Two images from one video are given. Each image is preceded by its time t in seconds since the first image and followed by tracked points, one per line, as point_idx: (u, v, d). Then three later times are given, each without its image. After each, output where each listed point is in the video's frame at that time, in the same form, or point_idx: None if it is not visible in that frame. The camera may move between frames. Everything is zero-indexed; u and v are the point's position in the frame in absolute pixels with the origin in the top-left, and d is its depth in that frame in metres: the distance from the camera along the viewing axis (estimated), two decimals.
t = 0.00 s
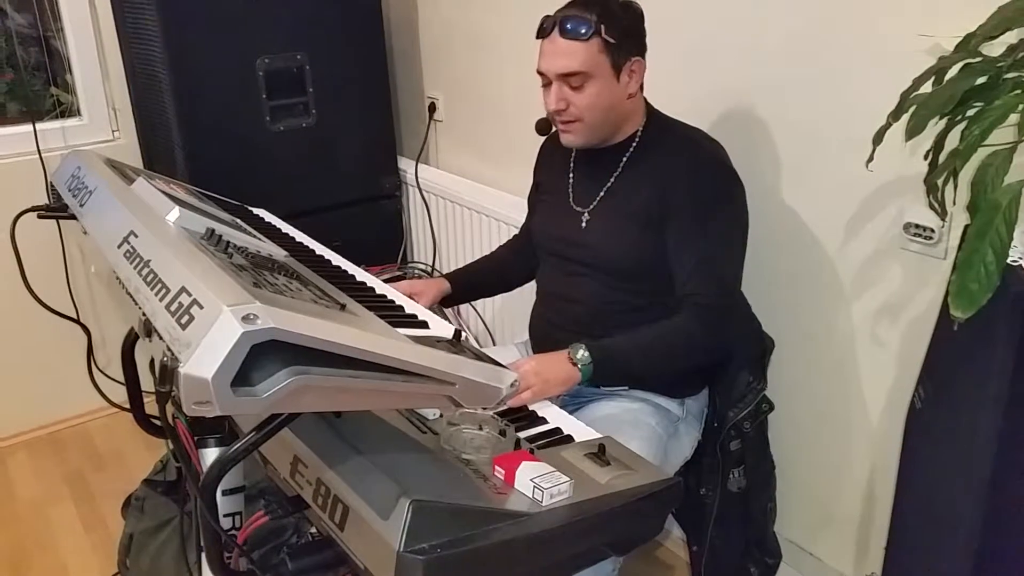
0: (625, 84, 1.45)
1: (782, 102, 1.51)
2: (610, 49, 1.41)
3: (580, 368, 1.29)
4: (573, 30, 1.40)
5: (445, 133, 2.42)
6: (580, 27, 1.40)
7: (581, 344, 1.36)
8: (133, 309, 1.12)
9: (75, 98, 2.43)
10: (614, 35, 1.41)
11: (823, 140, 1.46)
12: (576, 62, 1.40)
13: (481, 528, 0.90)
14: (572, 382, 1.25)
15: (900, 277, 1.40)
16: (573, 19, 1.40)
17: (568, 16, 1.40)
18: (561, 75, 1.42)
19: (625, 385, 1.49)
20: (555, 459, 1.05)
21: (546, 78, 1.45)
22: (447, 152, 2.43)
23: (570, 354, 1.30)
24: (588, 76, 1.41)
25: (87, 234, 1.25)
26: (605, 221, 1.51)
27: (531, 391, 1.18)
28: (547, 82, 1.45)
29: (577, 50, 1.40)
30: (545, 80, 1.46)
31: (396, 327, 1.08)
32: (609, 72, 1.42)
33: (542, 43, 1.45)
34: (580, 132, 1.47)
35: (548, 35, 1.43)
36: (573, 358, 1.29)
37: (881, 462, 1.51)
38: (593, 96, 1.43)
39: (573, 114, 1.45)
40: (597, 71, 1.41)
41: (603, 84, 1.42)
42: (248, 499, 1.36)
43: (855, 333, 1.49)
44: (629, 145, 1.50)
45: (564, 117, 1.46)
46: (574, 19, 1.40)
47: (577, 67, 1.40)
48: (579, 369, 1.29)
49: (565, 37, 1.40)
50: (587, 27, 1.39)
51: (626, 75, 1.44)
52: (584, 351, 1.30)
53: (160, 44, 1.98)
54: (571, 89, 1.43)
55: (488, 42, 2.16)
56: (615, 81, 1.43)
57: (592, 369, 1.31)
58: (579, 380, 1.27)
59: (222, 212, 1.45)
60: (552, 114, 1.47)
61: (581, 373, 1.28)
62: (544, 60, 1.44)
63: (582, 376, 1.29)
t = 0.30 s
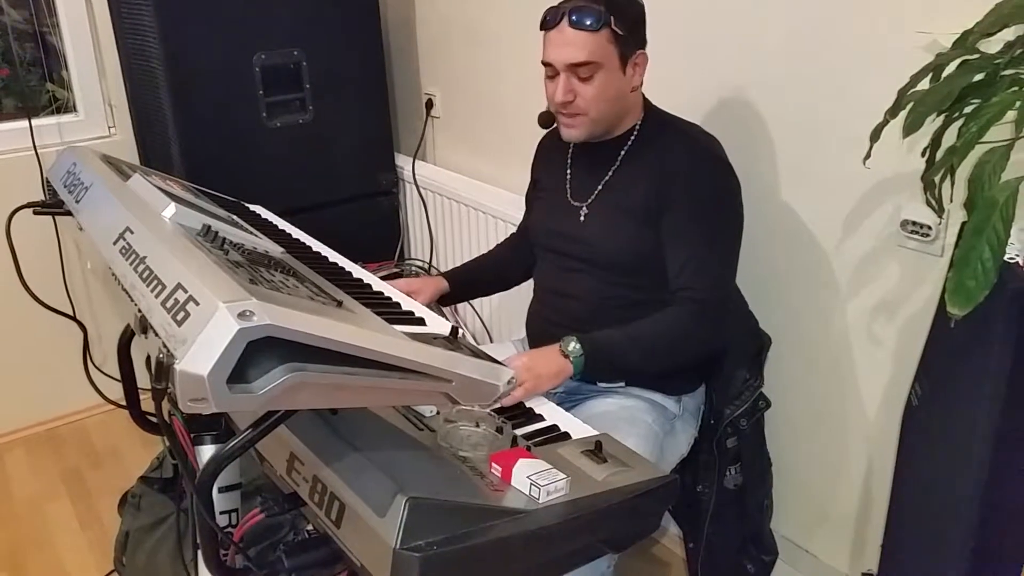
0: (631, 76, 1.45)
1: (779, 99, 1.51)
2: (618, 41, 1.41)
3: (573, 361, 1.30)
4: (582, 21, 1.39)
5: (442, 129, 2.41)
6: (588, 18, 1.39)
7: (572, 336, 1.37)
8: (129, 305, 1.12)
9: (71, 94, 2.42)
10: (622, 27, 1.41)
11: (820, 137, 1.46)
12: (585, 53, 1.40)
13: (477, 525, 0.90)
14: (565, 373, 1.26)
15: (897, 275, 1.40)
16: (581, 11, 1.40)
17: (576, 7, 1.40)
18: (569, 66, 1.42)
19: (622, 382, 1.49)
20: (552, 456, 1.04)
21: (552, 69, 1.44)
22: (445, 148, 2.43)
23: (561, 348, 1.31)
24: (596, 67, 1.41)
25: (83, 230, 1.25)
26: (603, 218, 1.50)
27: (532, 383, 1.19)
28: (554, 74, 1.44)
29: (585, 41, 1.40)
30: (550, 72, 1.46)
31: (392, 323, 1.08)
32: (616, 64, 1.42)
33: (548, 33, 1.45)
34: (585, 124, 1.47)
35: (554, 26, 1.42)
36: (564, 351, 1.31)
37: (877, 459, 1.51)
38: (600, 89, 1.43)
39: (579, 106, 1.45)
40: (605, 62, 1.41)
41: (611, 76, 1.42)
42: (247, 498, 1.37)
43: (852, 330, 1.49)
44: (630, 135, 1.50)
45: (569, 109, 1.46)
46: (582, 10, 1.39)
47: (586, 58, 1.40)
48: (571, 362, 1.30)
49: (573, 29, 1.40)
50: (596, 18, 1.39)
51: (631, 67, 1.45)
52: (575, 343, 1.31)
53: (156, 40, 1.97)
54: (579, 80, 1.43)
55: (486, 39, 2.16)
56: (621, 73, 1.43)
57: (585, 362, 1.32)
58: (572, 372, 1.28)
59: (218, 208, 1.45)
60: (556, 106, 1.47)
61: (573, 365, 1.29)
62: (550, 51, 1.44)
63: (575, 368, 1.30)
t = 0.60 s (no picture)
0: (624, 82, 1.45)
1: (776, 101, 1.51)
2: (609, 48, 1.41)
3: (572, 364, 1.29)
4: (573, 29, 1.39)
5: (439, 132, 2.41)
6: (579, 26, 1.39)
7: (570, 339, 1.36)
8: (126, 310, 1.12)
9: (68, 98, 2.42)
10: (614, 33, 1.41)
11: (817, 139, 1.46)
12: (576, 62, 1.40)
13: (475, 528, 0.90)
14: (565, 376, 1.25)
15: (893, 276, 1.40)
16: (572, 18, 1.39)
17: (568, 14, 1.40)
18: (560, 75, 1.42)
19: (619, 384, 1.49)
20: (549, 458, 1.04)
21: (545, 77, 1.44)
22: (442, 151, 2.43)
23: (561, 351, 1.30)
24: (588, 75, 1.41)
25: (79, 235, 1.25)
26: (600, 221, 1.50)
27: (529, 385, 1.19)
28: (546, 81, 1.45)
29: (577, 50, 1.39)
30: (543, 79, 1.46)
31: (390, 327, 1.08)
32: (608, 72, 1.42)
33: (540, 40, 1.45)
34: (579, 131, 1.47)
35: (546, 34, 1.42)
36: (564, 354, 1.30)
37: (875, 460, 1.51)
38: (591, 97, 1.43)
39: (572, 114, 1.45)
40: (597, 70, 1.41)
41: (603, 83, 1.42)
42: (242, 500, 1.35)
43: (849, 332, 1.49)
44: (628, 137, 1.50)
45: (561, 118, 1.46)
46: (574, 18, 1.39)
47: (577, 66, 1.40)
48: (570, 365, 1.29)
49: (565, 37, 1.40)
50: (587, 26, 1.39)
51: (624, 73, 1.45)
52: (574, 347, 1.30)
53: (153, 43, 1.97)
54: (571, 88, 1.43)
55: (483, 41, 2.16)
56: (613, 80, 1.43)
57: (584, 365, 1.31)
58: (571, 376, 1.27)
59: (215, 212, 1.45)
60: (549, 113, 1.47)
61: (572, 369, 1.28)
62: (543, 58, 1.44)
63: (574, 372, 1.29)
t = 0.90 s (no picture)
0: (617, 76, 1.45)
1: (770, 98, 1.51)
2: (601, 41, 1.41)
3: (554, 359, 1.27)
4: (564, 23, 1.39)
5: (434, 128, 2.41)
6: (571, 20, 1.40)
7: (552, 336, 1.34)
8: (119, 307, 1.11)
9: (60, 94, 2.41)
10: (605, 28, 1.41)
11: (811, 136, 1.46)
12: (568, 55, 1.40)
13: (469, 526, 0.89)
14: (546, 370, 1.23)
15: (888, 274, 1.40)
16: (564, 13, 1.40)
17: (559, 9, 1.40)
18: (553, 68, 1.42)
19: (614, 381, 1.49)
20: (544, 455, 1.04)
21: (537, 72, 1.45)
22: (437, 148, 2.42)
23: (543, 346, 1.28)
24: (580, 68, 1.41)
25: (71, 231, 1.24)
26: (595, 217, 1.50)
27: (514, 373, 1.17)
28: (539, 77, 1.45)
29: (568, 43, 1.40)
30: (536, 75, 1.46)
31: (384, 323, 1.07)
32: (600, 65, 1.42)
33: (532, 37, 1.45)
34: (574, 125, 1.46)
35: (538, 30, 1.43)
36: (546, 349, 1.28)
37: (870, 457, 1.51)
38: (585, 89, 1.42)
39: (566, 107, 1.45)
40: (589, 63, 1.41)
41: (595, 76, 1.42)
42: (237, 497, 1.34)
43: (844, 329, 1.49)
44: (620, 137, 1.50)
45: (556, 111, 1.45)
46: (565, 12, 1.40)
47: (569, 59, 1.40)
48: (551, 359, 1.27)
49: (557, 31, 1.40)
50: (579, 19, 1.39)
51: (617, 67, 1.44)
52: (555, 341, 1.28)
53: (146, 39, 1.96)
54: (564, 82, 1.43)
55: (478, 38, 2.15)
56: (606, 74, 1.43)
57: (565, 359, 1.28)
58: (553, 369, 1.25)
59: (209, 208, 1.44)
60: (544, 109, 1.47)
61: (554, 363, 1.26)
62: (536, 54, 1.44)
63: (557, 366, 1.27)
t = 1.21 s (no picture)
0: (618, 72, 1.44)
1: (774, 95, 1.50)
2: (601, 34, 1.41)
3: (550, 355, 1.27)
4: (566, 12, 1.41)
5: (437, 126, 2.41)
6: (572, 9, 1.41)
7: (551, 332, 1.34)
8: (122, 304, 1.11)
9: (64, 92, 2.41)
10: (608, 21, 1.41)
11: (816, 134, 1.45)
12: (566, 43, 1.41)
13: (472, 524, 0.89)
14: (540, 367, 1.23)
15: (892, 272, 1.39)
16: (567, 3, 1.41)
17: None
18: (552, 56, 1.44)
19: (617, 379, 1.49)
20: (547, 453, 1.04)
21: (539, 60, 1.47)
22: (439, 145, 2.42)
23: (538, 342, 1.28)
24: (577, 58, 1.41)
25: (75, 228, 1.24)
26: (598, 215, 1.50)
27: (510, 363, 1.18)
28: (542, 64, 1.47)
29: (568, 32, 1.41)
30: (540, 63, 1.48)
31: (387, 321, 1.07)
32: (599, 58, 1.41)
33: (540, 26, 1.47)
34: (570, 116, 1.47)
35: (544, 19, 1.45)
36: (541, 345, 1.28)
37: (873, 455, 1.51)
38: (580, 80, 1.42)
39: (562, 97, 1.45)
40: (587, 55, 1.41)
41: (593, 69, 1.42)
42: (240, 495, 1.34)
43: (848, 327, 1.49)
44: (626, 136, 1.50)
45: (553, 100, 1.46)
46: (569, 3, 1.41)
47: (567, 48, 1.41)
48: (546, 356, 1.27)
49: (559, 19, 1.42)
50: (579, 9, 1.40)
51: (618, 63, 1.43)
52: (552, 338, 1.28)
53: (150, 37, 1.96)
54: (562, 71, 1.44)
55: (481, 35, 2.15)
56: (604, 68, 1.42)
57: (561, 356, 1.29)
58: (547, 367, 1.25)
59: (212, 206, 1.44)
60: (544, 97, 1.48)
61: (549, 360, 1.26)
62: (540, 42, 1.46)
63: (552, 363, 1.27)
